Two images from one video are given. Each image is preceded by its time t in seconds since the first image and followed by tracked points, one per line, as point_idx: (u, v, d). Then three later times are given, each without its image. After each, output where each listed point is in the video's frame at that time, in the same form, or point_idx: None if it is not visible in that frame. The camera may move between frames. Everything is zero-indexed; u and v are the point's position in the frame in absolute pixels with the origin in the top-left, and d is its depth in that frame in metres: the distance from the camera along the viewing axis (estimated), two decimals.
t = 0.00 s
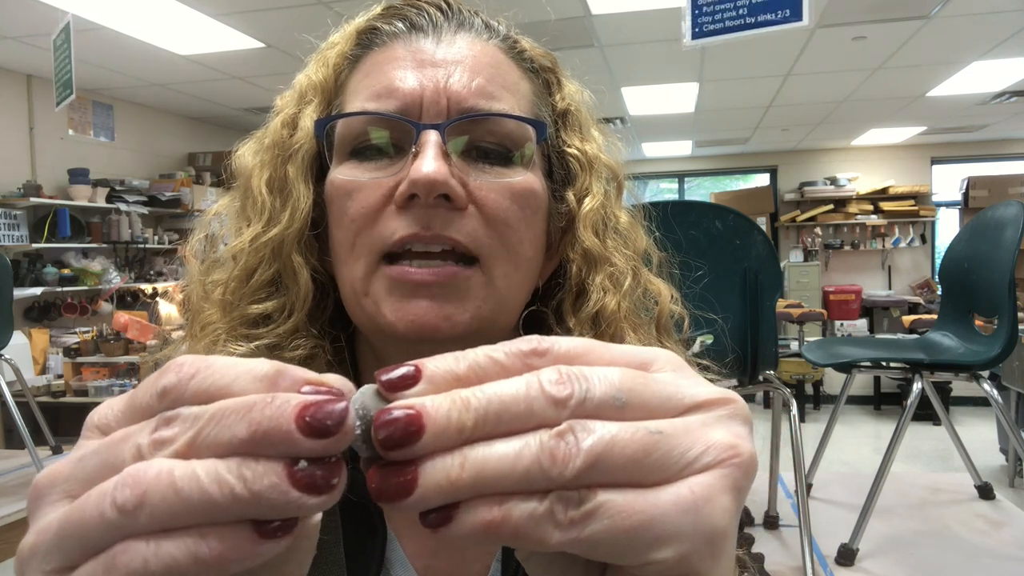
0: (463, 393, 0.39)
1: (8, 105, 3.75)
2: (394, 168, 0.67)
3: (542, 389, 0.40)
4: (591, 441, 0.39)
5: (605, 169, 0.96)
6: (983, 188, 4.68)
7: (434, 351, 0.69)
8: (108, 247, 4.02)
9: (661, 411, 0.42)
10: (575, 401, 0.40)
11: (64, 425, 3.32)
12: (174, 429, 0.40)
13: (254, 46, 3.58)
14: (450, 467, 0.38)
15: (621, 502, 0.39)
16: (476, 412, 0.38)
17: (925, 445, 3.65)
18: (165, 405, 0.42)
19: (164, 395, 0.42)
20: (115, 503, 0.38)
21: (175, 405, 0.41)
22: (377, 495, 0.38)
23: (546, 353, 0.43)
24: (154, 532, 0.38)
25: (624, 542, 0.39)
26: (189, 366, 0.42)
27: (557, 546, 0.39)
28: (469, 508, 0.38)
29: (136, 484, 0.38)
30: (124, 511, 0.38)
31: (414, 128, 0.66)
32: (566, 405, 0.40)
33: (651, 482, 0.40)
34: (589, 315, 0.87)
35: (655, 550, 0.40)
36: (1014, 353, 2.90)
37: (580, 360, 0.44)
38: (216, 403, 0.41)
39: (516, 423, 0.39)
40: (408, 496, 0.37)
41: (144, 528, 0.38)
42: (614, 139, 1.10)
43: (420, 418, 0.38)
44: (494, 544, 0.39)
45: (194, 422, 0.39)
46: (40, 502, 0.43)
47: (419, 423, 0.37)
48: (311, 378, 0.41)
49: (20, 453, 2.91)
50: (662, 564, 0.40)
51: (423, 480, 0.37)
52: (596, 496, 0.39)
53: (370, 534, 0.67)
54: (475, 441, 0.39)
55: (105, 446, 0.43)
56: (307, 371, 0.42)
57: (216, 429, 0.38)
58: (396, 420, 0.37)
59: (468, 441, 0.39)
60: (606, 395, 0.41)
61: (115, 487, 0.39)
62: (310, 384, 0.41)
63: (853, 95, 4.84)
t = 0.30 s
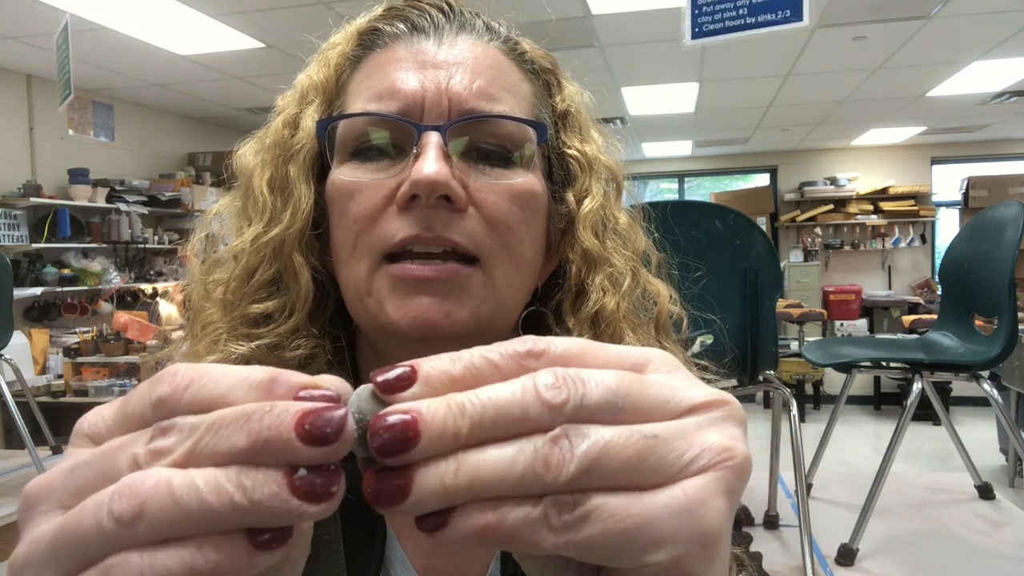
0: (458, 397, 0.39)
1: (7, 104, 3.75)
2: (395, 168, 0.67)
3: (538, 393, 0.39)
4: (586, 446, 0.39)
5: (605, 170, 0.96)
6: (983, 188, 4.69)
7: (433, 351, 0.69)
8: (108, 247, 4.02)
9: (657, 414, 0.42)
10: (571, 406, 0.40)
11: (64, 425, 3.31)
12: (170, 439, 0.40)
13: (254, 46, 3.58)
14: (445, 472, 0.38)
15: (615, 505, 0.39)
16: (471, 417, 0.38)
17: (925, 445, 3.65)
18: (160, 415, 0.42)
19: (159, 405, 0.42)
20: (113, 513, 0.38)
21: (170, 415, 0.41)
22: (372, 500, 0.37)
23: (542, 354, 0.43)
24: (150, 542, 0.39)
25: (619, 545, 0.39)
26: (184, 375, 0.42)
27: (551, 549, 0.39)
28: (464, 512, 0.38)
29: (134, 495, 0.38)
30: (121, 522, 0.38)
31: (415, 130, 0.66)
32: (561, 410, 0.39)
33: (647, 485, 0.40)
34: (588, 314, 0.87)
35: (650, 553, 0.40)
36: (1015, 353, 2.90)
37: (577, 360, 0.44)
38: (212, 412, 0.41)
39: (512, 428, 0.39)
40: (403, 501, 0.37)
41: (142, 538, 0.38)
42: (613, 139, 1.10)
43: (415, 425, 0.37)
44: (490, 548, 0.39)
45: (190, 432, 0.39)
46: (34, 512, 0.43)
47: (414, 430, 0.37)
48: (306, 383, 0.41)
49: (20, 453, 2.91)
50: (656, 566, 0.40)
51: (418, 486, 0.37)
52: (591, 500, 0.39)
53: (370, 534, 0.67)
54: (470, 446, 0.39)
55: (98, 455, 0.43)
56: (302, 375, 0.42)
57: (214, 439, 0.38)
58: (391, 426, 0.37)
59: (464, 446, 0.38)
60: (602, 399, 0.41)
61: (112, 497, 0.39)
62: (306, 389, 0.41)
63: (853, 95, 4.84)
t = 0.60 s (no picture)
0: (453, 400, 0.39)
1: (7, 104, 3.75)
2: (394, 168, 0.67)
3: (531, 397, 0.39)
4: (579, 451, 0.39)
5: (605, 171, 0.96)
6: (983, 188, 4.69)
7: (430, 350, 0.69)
8: (108, 247, 4.02)
9: (652, 419, 0.42)
10: (565, 411, 0.39)
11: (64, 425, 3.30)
12: (167, 451, 0.40)
13: (254, 46, 3.58)
14: (436, 476, 0.38)
15: (604, 511, 0.39)
16: (466, 420, 0.38)
17: (925, 445, 3.65)
18: (155, 425, 0.42)
19: (153, 415, 0.41)
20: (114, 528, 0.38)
21: (165, 425, 0.41)
22: (365, 503, 0.38)
23: (537, 356, 0.43)
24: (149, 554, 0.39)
25: (608, 551, 0.39)
26: (178, 384, 0.41)
27: (540, 555, 0.39)
28: (455, 517, 0.38)
29: (134, 509, 0.38)
30: (122, 535, 0.38)
31: (414, 130, 0.66)
32: (555, 414, 0.39)
33: (640, 491, 0.40)
34: (587, 313, 0.87)
35: (640, 560, 0.39)
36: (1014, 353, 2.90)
37: (572, 364, 0.44)
38: (209, 421, 0.41)
39: (505, 431, 0.39)
40: (395, 504, 0.37)
41: (143, 550, 0.38)
42: (613, 140, 1.10)
43: (409, 428, 0.37)
44: (481, 552, 0.39)
45: (188, 445, 0.39)
46: (32, 524, 0.43)
47: (408, 434, 0.37)
48: (302, 389, 0.41)
49: (19, 453, 2.91)
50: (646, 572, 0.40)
51: (410, 489, 0.38)
52: (582, 506, 0.39)
53: (370, 534, 0.67)
54: (465, 449, 0.39)
55: (95, 465, 0.43)
56: (297, 381, 0.42)
57: (212, 450, 0.38)
58: (383, 432, 0.37)
59: (457, 449, 0.39)
60: (597, 404, 0.40)
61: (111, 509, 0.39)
62: (302, 394, 0.41)
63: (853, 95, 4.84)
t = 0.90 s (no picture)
0: (451, 404, 0.39)
1: (7, 104, 3.75)
2: (394, 168, 0.67)
3: (530, 400, 0.39)
4: (577, 453, 0.39)
5: (604, 171, 0.96)
6: (983, 188, 4.69)
7: (431, 349, 0.69)
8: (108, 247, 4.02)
9: (650, 419, 0.42)
10: (564, 413, 0.39)
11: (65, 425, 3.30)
12: (166, 452, 0.40)
13: (254, 47, 3.58)
14: (435, 481, 0.38)
15: (603, 513, 0.39)
16: (464, 424, 0.38)
17: (925, 445, 3.65)
18: (155, 426, 0.41)
19: (154, 417, 0.41)
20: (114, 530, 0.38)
21: (166, 426, 0.41)
22: (364, 510, 0.37)
23: (535, 358, 0.43)
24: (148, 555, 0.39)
25: (606, 553, 0.39)
26: (178, 386, 0.41)
27: (541, 557, 0.39)
28: (456, 520, 0.38)
29: (134, 511, 0.38)
30: (121, 537, 0.38)
31: (414, 130, 0.66)
32: (554, 418, 0.39)
33: (641, 491, 0.40)
34: (586, 313, 0.87)
35: (639, 560, 0.39)
36: (1014, 353, 2.90)
37: (568, 365, 0.44)
38: (210, 422, 0.41)
39: (503, 435, 0.39)
40: (394, 510, 0.37)
41: (142, 550, 0.38)
42: (613, 140, 1.10)
43: (406, 434, 0.37)
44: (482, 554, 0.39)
45: (187, 447, 0.39)
46: (34, 522, 0.43)
47: (406, 439, 0.37)
48: (302, 393, 0.42)
49: (19, 453, 2.91)
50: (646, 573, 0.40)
51: (409, 494, 0.37)
52: (581, 509, 0.39)
53: (370, 534, 0.67)
54: (463, 453, 0.39)
55: (96, 466, 0.43)
56: (297, 386, 0.42)
57: (211, 452, 0.38)
58: (379, 438, 0.37)
59: (455, 454, 0.38)
60: (595, 405, 0.40)
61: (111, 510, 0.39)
62: (301, 398, 0.41)
63: (854, 95, 4.84)
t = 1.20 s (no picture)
0: (460, 410, 0.39)
1: (7, 104, 3.74)
2: (392, 169, 0.67)
3: (540, 417, 0.39)
4: (580, 480, 0.38)
5: (602, 170, 0.96)
6: (983, 188, 4.69)
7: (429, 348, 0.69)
8: (108, 247, 4.03)
9: (664, 447, 0.41)
10: (573, 436, 0.39)
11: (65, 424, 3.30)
12: (180, 421, 0.40)
13: (254, 47, 3.58)
14: (434, 489, 0.38)
15: (599, 542, 0.39)
16: (469, 434, 0.38)
17: (925, 445, 3.65)
18: (179, 394, 0.42)
19: (181, 386, 0.42)
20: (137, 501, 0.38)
21: (186, 397, 0.42)
22: (366, 504, 0.38)
23: (560, 370, 0.42)
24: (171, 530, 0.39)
25: None
26: (204, 357, 0.42)
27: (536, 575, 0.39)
28: (453, 528, 0.39)
29: (157, 480, 0.38)
30: (145, 509, 0.38)
31: (410, 131, 0.66)
32: (563, 439, 0.39)
33: (642, 522, 0.40)
34: (584, 313, 0.87)
35: None
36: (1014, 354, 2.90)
37: (592, 379, 0.43)
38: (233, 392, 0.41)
39: (508, 450, 0.39)
40: (395, 507, 0.38)
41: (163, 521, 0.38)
42: (611, 139, 1.10)
43: (411, 437, 0.37)
44: (474, 565, 0.39)
45: (203, 417, 0.39)
46: (51, 486, 0.43)
47: (410, 443, 0.37)
48: (322, 353, 0.41)
49: (19, 453, 2.91)
50: None
51: (409, 495, 0.38)
52: (578, 532, 0.39)
53: (370, 534, 0.68)
54: (464, 463, 0.39)
55: (115, 435, 0.43)
56: (312, 349, 0.41)
57: (231, 421, 0.38)
58: (389, 437, 0.37)
59: (457, 463, 0.38)
60: (606, 430, 0.39)
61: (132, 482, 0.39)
62: (320, 359, 0.41)
63: (853, 95, 4.84)
